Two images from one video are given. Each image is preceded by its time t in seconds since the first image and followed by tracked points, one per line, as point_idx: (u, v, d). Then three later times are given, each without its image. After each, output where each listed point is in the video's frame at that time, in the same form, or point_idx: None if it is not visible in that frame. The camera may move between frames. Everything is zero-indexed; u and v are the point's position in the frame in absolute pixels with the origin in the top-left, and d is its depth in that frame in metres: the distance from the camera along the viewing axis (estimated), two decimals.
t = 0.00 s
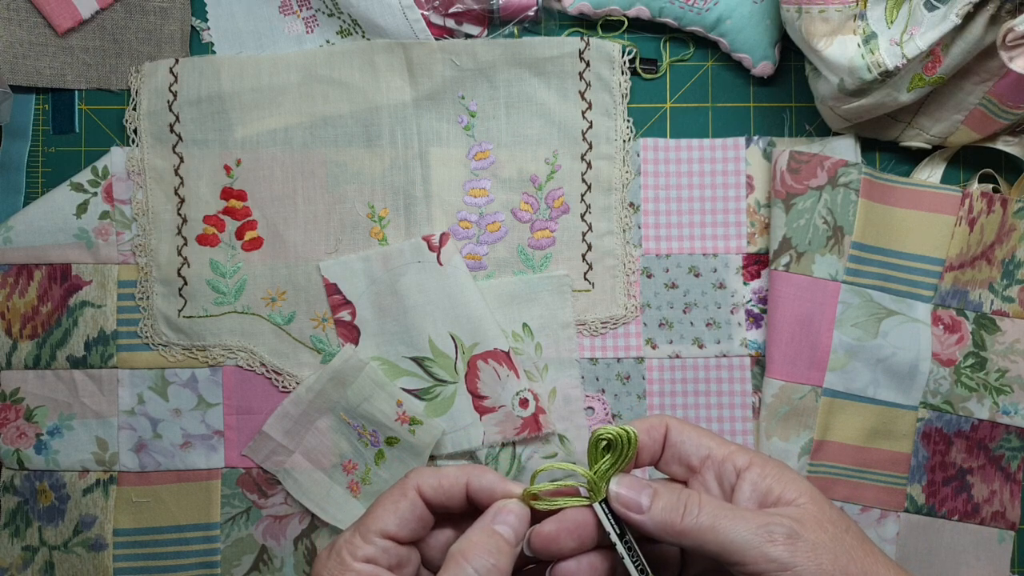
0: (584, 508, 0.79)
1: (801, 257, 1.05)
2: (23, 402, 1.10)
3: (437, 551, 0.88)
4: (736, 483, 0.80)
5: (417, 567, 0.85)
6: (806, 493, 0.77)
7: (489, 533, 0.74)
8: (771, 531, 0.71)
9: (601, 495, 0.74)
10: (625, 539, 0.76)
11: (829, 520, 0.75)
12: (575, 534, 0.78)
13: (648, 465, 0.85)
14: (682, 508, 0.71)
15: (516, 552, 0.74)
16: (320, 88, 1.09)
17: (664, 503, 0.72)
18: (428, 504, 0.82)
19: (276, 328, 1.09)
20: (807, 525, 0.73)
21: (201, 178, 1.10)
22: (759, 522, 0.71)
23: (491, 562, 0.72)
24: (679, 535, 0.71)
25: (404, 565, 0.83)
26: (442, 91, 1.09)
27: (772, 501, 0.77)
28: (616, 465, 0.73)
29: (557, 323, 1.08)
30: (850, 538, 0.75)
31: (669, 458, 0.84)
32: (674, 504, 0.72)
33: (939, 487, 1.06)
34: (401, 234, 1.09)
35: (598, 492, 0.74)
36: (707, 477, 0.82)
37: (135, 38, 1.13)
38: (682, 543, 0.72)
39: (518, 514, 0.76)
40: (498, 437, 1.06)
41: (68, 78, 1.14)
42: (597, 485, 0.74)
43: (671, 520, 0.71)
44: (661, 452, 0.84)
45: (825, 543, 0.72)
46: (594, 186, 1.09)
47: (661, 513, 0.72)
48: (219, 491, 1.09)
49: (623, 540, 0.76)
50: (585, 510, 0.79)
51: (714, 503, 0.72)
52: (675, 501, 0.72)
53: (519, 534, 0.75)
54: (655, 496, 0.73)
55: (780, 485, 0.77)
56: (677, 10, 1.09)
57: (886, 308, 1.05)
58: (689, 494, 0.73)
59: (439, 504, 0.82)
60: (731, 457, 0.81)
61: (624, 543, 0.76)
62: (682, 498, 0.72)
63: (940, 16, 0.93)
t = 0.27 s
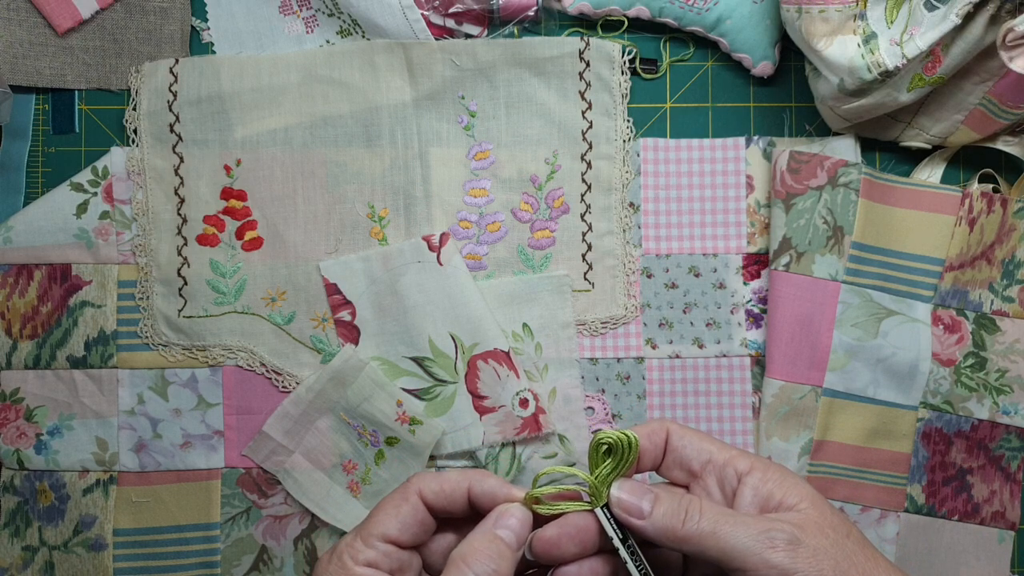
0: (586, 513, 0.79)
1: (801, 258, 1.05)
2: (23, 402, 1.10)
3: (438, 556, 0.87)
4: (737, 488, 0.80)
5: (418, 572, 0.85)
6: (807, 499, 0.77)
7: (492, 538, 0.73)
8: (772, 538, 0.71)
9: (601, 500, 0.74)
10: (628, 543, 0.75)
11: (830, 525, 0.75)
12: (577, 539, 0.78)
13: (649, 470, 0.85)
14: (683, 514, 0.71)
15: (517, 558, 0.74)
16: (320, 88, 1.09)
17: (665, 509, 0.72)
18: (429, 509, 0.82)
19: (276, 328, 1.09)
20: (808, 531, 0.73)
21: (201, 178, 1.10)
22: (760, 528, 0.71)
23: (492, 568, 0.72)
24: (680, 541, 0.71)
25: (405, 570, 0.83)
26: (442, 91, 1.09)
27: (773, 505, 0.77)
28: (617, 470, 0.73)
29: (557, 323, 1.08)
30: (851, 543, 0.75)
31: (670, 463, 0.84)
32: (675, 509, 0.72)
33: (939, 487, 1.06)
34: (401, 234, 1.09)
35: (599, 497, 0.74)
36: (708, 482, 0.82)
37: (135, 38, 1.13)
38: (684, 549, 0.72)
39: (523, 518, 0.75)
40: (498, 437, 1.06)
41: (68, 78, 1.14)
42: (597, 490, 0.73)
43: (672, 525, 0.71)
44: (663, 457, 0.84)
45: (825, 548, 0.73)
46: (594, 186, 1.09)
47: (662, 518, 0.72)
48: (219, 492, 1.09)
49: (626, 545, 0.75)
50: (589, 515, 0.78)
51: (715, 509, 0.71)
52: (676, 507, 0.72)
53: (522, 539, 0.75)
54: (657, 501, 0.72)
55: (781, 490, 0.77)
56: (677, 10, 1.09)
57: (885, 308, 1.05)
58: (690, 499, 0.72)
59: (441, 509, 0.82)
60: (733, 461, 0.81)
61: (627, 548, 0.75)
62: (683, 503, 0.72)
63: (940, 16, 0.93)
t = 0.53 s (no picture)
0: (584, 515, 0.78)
1: (801, 258, 1.05)
2: (23, 402, 1.10)
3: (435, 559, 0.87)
4: (735, 489, 0.80)
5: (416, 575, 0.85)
6: (805, 500, 0.76)
7: (489, 540, 0.73)
8: (769, 539, 0.71)
9: (598, 503, 0.74)
10: (625, 545, 0.76)
11: (828, 526, 0.75)
12: (574, 541, 0.77)
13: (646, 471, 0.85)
14: (680, 516, 0.71)
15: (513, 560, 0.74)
16: (320, 88, 1.09)
17: (662, 511, 0.72)
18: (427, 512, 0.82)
19: (276, 328, 1.09)
20: (804, 532, 0.73)
21: (201, 178, 1.10)
22: (757, 530, 0.71)
23: (490, 570, 0.72)
24: (677, 543, 0.71)
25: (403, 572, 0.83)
26: (442, 91, 1.09)
27: (770, 506, 0.77)
28: (614, 474, 0.73)
29: (557, 323, 1.08)
30: (848, 544, 0.75)
31: (666, 464, 0.85)
32: (672, 511, 0.72)
33: (939, 487, 1.06)
34: (401, 234, 1.09)
35: (596, 500, 0.74)
36: (705, 484, 0.83)
37: (135, 38, 1.13)
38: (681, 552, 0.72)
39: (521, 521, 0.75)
40: (498, 437, 1.06)
41: (68, 78, 1.14)
42: (594, 493, 0.74)
43: (669, 527, 0.71)
44: (659, 458, 0.85)
45: (822, 551, 0.72)
46: (594, 186, 1.09)
47: (660, 519, 0.72)
48: (219, 492, 1.09)
49: (623, 547, 0.75)
50: (586, 517, 0.78)
51: (713, 511, 0.71)
52: (673, 509, 0.72)
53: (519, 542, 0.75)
54: (653, 503, 0.72)
55: (779, 491, 0.77)
56: (677, 10, 1.09)
57: (886, 308, 1.05)
58: (687, 501, 0.72)
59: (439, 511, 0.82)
60: (730, 463, 0.81)
61: (625, 550, 0.75)
62: (680, 505, 0.72)
63: (940, 16, 0.93)
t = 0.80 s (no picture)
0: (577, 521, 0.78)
1: (801, 258, 1.05)
2: (23, 402, 1.10)
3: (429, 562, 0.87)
4: (727, 491, 0.79)
5: None
6: (795, 503, 0.76)
7: (485, 541, 0.73)
8: (758, 545, 0.71)
9: (590, 509, 0.74)
10: (617, 550, 0.76)
11: (818, 529, 0.75)
12: (566, 547, 0.77)
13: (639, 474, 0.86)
14: (671, 523, 0.71)
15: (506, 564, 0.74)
16: (320, 88, 1.09)
17: (654, 516, 0.72)
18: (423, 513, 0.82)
19: (276, 328, 1.09)
20: (794, 537, 0.73)
21: (201, 178, 1.10)
22: (746, 536, 0.71)
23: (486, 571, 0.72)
24: (669, 549, 0.72)
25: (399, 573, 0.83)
26: (442, 91, 1.09)
27: (762, 509, 0.77)
28: (604, 480, 0.74)
29: (557, 323, 1.08)
30: (838, 547, 0.75)
31: (660, 467, 0.85)
32: (663, 516, 0.72)
33: (939, 487, 1.06)
34: (401, 234, 1.09)
35: (588, 506, 0.74)
36: (701, 485, 0.82)
37: (135, 38, 1.13)
38: (674, 557, 0.73)
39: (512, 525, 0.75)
40: (498, 437, 1.06)
41: (68, 78, 1.14)
42: (585, 499, 0.74)
43: (661, 533, 0.72)
44: (653, 461, 0.85)
45: (811, 555, 0.72)
46: (594, 186, 1.09)
47: (651, 524, 0.72)
48: (219, 492, 1.09)
49: (616, 551, 0.76)
50: (579, 523, 0.78)
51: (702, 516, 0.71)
52: (664, 515, 0.72)
53: (511, 545, 0.75)
54: (644, 508, 0.73)
55: (770, 494, 0.77)
56: (677, 10, 1.09)
57: (886, 308, 1.05)
58: (678, 507, 0.72)
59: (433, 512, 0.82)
60: (722, 465, 0.81)
61: (617, 555, 0.76)
62: (670, 510, 0.72)
63: (940, 16, 0.93)
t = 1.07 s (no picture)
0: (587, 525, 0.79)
1: (801, 258, 1.05)
2: (23, 402, 1.10)
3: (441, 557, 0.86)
4: (738, 495, 0.79)
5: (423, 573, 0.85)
6: (807, 510, 0.76)
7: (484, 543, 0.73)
8: (767, 556, 0.71)
9: (598, 514, 0.74)
10: (627, 554, 0.76)
11: (829, 537, 0.75)
12: (576, 551, 0.78)
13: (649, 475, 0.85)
14: (679, 530, 0.71)
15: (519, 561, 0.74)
16: (320, 88, 1.09)
17: (663, 522, 0.72)
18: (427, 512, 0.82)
19: (276, 328, 1.09)
20: (804, 548, 0.73)
21: (201, 178, 1.10)
22: (755, 546, 0.71)
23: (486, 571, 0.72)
24: (678, 557, 0.72)
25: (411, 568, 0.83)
26: (442, 91, 1.09)
27: (773, 514, 0.77)
28: (612, 485, 0.74)
29: (557, 323, 1.09)
30: (850, 556, 0.75)
31: (672, 469, 0.85)
32: (671, 522, 0.72)
33: (939, 487, 1.06)
34: (401, 234, 1.09)
35: (598, 510, 0.74)
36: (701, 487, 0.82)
37: (135, 38, 1.13)
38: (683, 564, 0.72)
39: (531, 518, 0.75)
40: (498, 437, 1.06)
41: (68, 78, 1.14)
42: (594, 504, 0.74)
43: (668, 541, 0.71)
44: (664, 463, 0.85)
45: (820, 565, 0.72)
46: (594, 186, 1.09)
47: (660, 531, 0.72)
48: (219, 492, 1.09)
49: (625, 556, 0.76)
50: (589, 528, 0.79)
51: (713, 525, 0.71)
52: (672, 522, 0.71)
53: (527, 541, 0.74)
54: (653, 514, 0.72)
55: (782, 499, 0.77)
56: (677, 10, 1.09)
57: (885, 308, 1.05)
58: (686, 513, 0.72)
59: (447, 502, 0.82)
60: (734, 468, 0.80)
61: (627, 559, 0.76)
62: (679, 517, 0.72)
63: (940, 16, 0.93)
